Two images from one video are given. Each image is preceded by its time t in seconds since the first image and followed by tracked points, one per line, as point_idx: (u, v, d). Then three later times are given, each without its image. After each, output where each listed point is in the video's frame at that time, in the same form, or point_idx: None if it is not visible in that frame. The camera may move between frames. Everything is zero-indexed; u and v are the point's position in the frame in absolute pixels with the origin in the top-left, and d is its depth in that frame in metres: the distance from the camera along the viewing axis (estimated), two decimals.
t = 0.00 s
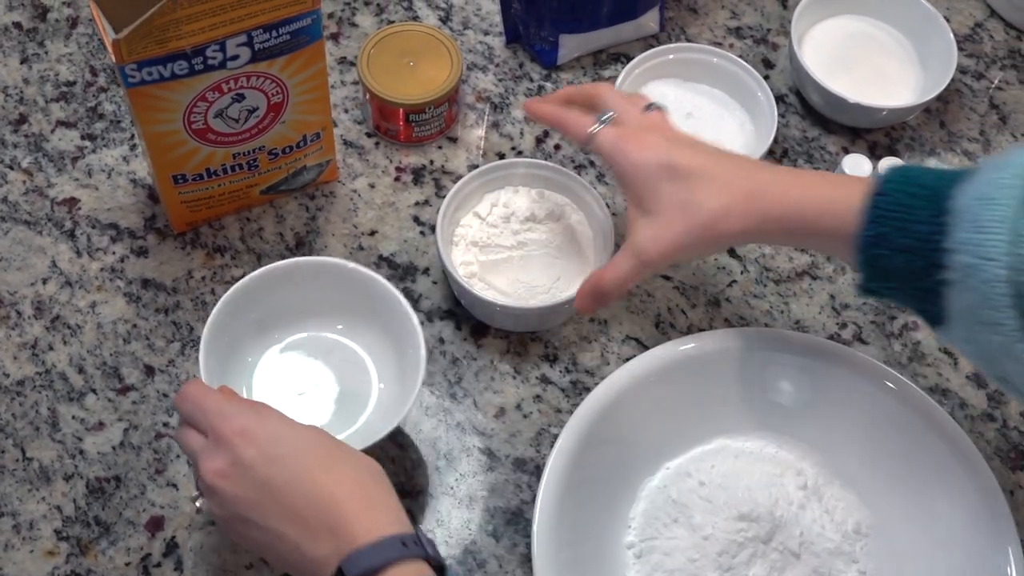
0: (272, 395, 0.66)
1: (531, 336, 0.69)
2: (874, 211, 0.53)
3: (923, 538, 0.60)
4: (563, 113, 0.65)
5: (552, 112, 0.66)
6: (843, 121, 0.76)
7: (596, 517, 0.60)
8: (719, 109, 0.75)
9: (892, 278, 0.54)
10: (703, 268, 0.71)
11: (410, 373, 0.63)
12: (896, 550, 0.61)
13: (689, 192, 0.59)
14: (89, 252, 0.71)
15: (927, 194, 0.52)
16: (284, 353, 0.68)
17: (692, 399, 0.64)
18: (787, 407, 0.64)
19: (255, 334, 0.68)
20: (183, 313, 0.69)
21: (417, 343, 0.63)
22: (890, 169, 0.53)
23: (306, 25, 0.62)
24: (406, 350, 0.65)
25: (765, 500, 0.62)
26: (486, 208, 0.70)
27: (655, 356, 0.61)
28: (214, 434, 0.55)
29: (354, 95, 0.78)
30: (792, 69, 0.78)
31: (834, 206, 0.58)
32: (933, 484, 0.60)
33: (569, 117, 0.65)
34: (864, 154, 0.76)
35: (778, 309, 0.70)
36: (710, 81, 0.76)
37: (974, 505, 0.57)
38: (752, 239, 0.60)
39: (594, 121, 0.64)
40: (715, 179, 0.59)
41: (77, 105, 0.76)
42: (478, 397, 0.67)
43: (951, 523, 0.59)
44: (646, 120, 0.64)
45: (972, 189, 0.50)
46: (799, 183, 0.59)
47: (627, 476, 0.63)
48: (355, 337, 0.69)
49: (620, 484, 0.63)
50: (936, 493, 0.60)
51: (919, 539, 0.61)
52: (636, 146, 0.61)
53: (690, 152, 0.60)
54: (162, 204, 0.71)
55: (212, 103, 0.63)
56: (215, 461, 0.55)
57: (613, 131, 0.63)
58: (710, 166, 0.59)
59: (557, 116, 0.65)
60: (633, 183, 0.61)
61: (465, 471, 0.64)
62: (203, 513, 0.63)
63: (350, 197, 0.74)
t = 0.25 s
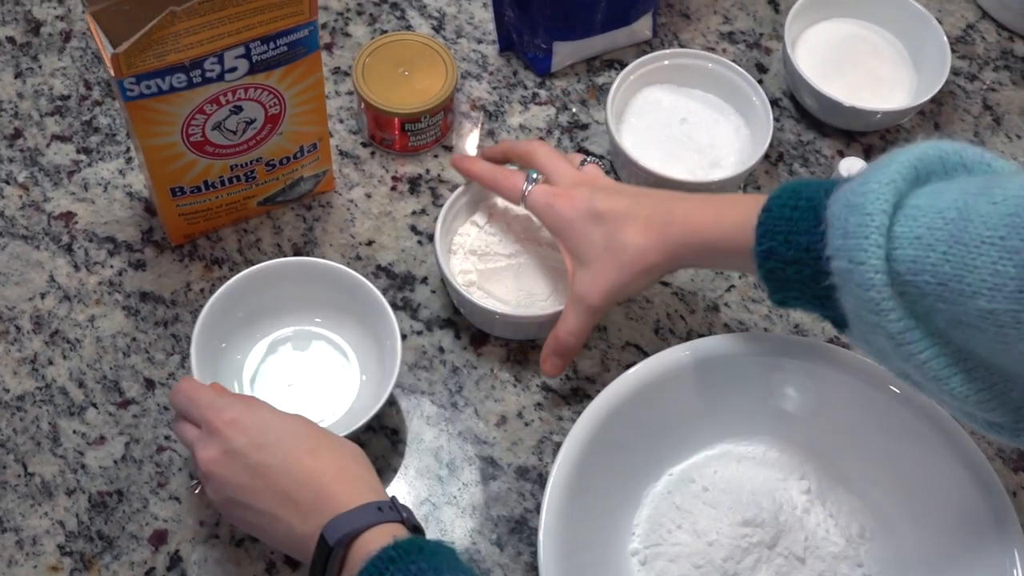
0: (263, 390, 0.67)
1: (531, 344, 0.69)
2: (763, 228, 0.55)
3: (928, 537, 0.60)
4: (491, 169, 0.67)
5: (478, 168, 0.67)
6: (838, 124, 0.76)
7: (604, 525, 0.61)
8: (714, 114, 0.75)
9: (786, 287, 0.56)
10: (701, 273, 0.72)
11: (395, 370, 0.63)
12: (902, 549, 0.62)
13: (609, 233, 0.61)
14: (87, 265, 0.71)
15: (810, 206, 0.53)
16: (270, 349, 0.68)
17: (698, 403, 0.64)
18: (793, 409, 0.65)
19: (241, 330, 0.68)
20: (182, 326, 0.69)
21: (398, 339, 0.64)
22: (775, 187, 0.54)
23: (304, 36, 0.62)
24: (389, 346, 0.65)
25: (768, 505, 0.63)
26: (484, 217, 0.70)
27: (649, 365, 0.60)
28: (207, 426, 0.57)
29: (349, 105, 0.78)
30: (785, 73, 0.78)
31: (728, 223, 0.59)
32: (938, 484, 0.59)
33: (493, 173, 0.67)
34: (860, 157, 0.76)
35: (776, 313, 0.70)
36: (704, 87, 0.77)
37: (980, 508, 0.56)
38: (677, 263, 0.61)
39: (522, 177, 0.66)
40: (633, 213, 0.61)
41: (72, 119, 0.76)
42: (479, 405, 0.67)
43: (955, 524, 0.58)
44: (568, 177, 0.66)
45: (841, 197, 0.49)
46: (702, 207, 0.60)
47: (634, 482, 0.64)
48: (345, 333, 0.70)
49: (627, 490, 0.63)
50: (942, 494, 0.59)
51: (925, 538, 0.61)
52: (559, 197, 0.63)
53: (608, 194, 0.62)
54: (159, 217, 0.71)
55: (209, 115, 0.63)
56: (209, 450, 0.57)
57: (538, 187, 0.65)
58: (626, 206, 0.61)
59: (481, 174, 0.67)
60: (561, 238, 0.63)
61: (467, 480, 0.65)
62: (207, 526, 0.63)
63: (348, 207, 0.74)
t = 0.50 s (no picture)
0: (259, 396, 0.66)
1: (528, 351, 0.69)
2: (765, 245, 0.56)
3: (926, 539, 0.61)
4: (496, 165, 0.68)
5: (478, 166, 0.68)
6: (831, 128, 0.76)
7: (606, 531, 0.61)
8: (707, 119, 0.75)
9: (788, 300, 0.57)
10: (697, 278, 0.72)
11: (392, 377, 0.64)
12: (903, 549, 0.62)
13: (606, 245, 0.62)
14: (83, 279, 0.71)
15: (809, 220, 0.54)
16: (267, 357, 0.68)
17: (699, 409, 0.64)
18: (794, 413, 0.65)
19: (239, 338, 0.67)
20: (179, 338, 0.69)
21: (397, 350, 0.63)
22: (782, 202, 0.55)
23: (299, 47, 0.62)
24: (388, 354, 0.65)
25: (769, 510, 0.63)
26: (484, 216, 0.70)
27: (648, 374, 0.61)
28: (213, 434, 0.57)
29: (343, 114, 0.78)
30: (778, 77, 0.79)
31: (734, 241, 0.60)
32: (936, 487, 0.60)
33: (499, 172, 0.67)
34: (854, 160, 0.76)
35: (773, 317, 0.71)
36: (698, 92, 0.77)
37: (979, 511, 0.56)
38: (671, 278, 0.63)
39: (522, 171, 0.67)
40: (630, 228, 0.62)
41: (66, 132, 0.76)
42: (478, 414, 0.67)
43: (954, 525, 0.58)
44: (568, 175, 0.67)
45: (846, 210, 0.50)
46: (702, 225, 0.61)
47: (635, 487, 0.64)
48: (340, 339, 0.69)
49: (628, 496, 0.63)
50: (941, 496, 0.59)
51: (925, 538, 0.61)
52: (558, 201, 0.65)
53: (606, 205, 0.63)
54: (154, 229, 0.71)
55: (205, 127, 0.62)
56: (214, 458, 0.57)
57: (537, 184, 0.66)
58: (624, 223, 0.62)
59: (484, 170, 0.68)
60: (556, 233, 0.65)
61: (467, 490, 0.65)
62: (207, 539, 0.63)
63: (343, 216, 0.74)
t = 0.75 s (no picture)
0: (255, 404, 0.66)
1: (523, 358, 0.69)
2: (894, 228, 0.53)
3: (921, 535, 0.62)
4: (565, 118, 0.58)
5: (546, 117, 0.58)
6: (823, 130, 0.76)
7: (603, 536, 0.61)
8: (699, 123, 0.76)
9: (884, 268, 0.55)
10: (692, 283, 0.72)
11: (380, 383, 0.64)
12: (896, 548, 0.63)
13: (720, 206, 0.53)
14: (75, 291, 0.70)
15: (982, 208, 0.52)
16: (260, 366, 0.67)
17: (695, 414, 0.64)
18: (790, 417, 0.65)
19: (229, 348, 0.67)
20: (173, 350, 0.69)
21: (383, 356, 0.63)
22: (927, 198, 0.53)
23: (291, 57, 0.61)
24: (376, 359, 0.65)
25: (767, 514, 0.63)
26: (542, 176, 0.62)
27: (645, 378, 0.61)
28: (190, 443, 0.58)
29: (335, 123, 0.78)
30: (768, 80, 0.79)
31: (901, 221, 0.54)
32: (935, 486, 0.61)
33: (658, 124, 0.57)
34: (845, 163, 0.76)
35: (768, 321, 0.71)
36: (689, 96, 0.77)
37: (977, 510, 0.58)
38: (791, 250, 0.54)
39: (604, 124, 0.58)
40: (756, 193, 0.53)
41: (56, 144, 0.75)
42: (474, 422, 0.67)
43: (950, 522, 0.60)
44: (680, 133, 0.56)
45: None
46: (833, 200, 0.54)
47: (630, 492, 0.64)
48: (330, 345, 0.69)
49: (623, 501, 0.63)
50: (936, 495, 0.61)
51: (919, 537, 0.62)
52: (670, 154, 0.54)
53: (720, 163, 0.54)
54: (146, 241, 0.71)
55: (197, 138, 0.62)
56: (190, 466, 0.57)
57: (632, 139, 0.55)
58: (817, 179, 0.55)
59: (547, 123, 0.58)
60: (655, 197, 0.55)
61: (464, 498, 0.64)
62: (203, 552, 0.63)
63: (336, 225, 0.74)
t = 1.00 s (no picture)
0: (246, 414, 0.65)
1: (517, 364, 0.69)
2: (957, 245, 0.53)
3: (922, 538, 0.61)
4: (645, 259, 0.52)
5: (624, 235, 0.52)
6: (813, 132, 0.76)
7: (599, 543, 0.61)
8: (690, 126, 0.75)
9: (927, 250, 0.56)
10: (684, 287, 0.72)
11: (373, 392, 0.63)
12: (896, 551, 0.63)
13: (892, 242, 0.53)
14: (65, 303, 0.70)
15: None
16: (251, 376, 0.67)
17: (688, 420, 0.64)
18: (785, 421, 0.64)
19: (221, 359, 0.67)
20: (164, 360, 0.68)
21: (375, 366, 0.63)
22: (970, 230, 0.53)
23: (281, 66, 0.61)
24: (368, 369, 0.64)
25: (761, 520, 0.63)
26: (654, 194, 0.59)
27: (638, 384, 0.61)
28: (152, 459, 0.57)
29: (325, 130, 0.77)
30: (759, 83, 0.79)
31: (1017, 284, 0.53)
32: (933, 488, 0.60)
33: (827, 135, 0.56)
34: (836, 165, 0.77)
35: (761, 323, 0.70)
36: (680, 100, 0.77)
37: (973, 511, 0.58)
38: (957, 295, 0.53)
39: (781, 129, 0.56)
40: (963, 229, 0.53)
41: (44, 154, 0.75)
42: (469, 429, 0.67)
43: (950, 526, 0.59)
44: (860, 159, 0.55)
45: None
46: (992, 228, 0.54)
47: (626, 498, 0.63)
48: (321, 354, 0.68)
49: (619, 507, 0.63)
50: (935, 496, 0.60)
51: (919, 539, 0.62)
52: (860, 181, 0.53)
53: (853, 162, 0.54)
54: (136, 251, 0.70)
55: (187, 148, 0.62)
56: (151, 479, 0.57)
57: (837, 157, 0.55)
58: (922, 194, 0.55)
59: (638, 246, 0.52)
60: (825, 226, 0.55)
61: (459, 506, 0.64)
62: (196, 565, 0.62)
63: (327, 233, 0.73)
